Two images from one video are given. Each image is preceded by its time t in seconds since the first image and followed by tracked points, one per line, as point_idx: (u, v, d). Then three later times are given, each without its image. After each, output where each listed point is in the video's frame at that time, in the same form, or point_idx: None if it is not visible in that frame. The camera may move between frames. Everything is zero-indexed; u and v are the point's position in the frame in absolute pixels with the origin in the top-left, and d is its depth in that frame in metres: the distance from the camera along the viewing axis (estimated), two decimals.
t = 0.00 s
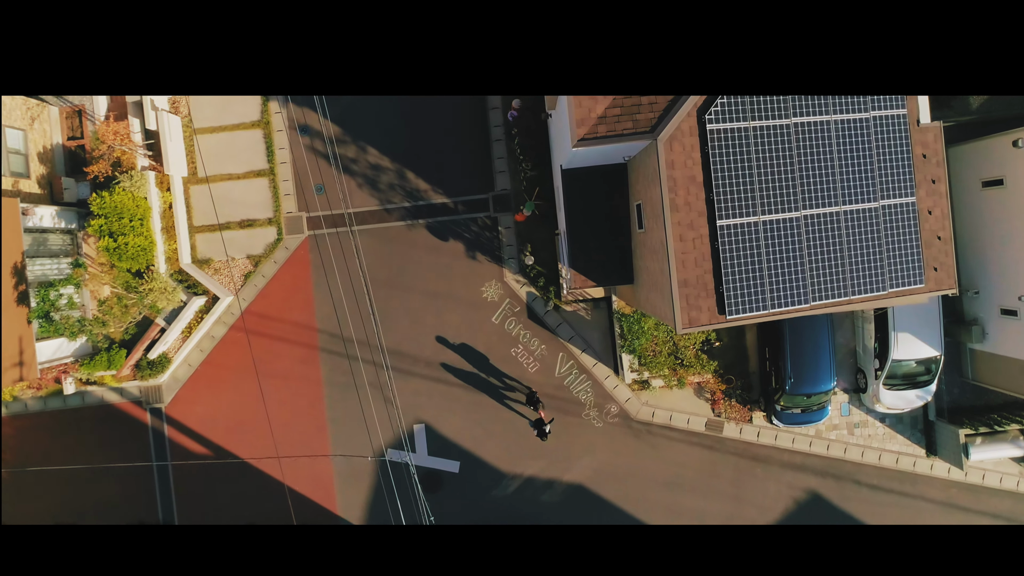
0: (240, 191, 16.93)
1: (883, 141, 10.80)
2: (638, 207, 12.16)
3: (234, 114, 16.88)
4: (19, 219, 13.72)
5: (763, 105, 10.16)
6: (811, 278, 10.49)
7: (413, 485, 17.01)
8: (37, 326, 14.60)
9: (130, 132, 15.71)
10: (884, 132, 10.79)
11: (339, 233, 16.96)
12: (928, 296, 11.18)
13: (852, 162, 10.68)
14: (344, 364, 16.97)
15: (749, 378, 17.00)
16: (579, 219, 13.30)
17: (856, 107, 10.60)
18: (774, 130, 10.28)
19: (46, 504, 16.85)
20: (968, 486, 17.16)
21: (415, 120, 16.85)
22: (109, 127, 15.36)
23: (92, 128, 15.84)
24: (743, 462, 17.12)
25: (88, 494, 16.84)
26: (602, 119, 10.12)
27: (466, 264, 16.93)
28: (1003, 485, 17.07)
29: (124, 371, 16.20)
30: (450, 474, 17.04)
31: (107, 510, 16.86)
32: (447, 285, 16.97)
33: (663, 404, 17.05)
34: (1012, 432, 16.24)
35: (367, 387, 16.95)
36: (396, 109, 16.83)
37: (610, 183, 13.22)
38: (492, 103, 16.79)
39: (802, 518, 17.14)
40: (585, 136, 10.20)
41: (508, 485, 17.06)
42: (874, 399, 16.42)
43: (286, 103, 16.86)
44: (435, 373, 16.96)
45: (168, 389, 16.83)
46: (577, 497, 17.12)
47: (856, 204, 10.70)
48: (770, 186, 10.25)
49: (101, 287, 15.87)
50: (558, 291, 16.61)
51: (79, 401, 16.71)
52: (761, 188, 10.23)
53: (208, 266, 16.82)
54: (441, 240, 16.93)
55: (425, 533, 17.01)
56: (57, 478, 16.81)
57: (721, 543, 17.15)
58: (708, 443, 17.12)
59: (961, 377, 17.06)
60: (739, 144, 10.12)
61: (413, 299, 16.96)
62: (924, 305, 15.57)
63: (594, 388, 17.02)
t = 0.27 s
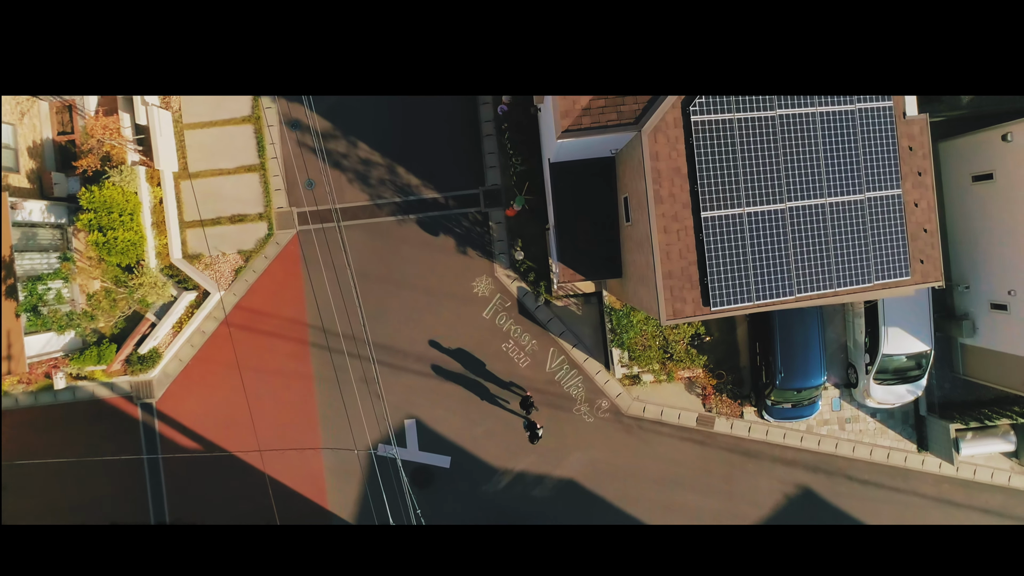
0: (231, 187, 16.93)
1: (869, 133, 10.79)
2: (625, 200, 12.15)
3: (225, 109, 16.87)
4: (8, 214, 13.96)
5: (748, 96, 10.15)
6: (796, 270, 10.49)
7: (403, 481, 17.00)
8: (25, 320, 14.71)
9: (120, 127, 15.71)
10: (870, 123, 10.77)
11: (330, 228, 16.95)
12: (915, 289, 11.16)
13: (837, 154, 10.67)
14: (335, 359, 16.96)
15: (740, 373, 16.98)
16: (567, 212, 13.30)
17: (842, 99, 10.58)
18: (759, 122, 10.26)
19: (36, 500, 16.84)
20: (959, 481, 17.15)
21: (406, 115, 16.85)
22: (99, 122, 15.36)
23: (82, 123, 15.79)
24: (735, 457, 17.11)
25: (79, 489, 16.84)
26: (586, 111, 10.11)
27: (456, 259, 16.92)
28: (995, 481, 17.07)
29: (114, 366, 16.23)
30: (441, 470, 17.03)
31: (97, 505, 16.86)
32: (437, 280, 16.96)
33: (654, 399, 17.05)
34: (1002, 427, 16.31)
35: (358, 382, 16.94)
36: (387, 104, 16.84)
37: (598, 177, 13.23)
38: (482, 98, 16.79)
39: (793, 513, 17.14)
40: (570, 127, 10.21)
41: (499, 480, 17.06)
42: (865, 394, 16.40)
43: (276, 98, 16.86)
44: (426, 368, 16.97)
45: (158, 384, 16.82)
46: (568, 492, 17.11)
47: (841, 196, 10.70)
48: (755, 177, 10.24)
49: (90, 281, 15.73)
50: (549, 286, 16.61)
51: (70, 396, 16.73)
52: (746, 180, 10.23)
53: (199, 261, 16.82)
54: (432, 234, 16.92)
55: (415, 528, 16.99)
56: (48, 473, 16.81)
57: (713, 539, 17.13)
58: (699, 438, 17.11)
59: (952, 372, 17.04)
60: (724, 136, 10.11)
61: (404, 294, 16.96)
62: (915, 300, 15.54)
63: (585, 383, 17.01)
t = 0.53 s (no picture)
0: (221, 181, 16.93)
1: (853, 124, 10.78)
2: (611, 193, 12.16)
3: (214, 104, 16.87)
4: None
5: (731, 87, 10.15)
6: (780, 261, 10.49)
7: (394, 476, 17.01)
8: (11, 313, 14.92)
9: (110, 121, 15.76)
10: (854, 115, 10.77)
11: (319, 223, 16.95)
12: (899, 280, 11.16)
13: (821, 145, 10.67)
14: (325, 354, 16.97)
15: (730, 368, 16.98)
16: (554, 205, 13.32)
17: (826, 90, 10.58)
18: (743, 113, 10.26)
19: (25, 494, 16.82)
20: (949, 475, 17.17)
21: (396, 110, 16.87)
22: (88, 116, 15.35)
23: (71, 117, 15.97)
24: (724, 452, 17.12)
25: (69, 484, 16.84)
26: (569, 102, 10.19)
27: (446, 254, 16.93)
28: (984, 475, 17.08)
29: (104, 360, 16.33)
30: (431, 464, 17.04)
31: (87, 500, 16.87)
32: (427, 275, 16.97)
33: (644, 394, 17.05)
34: (992, 421, 16.29)
35: (348, 377, 16.95)
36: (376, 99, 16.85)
37: (585, 170, 13.24)
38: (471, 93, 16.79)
39: (783, 507, 17.15)
40: (553, 118, 10.29)
41: (489, 475, 17.07)
42: (854, 388, 16.39)
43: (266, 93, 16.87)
44: (417, 363, 16.99)
45: (148, 379, 16.82)
46: (558, 487, 17.12)
47: (825, 187, 10.70)
48: (738, 168, 10.24)
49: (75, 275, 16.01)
50: (539, 281, 16.62)
51: (60, 391, 16.74)
52: (729, 171, 10.23)
53: (188, 256, 16.81)
54: (422, 229, 16.93)
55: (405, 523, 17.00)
56: (37, 468, 16.81)
57: (702, 533, 17.16)
58: (689, 433, 17.11)
59: (942, 367, 17.02)
60: (707, 127, 10.12)
61: (394, 288, 16.97)
62: (903, 294, 15.56)
63: (575, 377, 17.02)
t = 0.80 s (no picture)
0: (210, 176, 16.93)
1: (836, 116, 10.78)
2: (597, 186, 12.18)
3: (204, 98, 16.88)
4: None
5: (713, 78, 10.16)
6: (762, 253, 10.50)
7: (383, 471, 17.00)
8: None
9: (99, 116, 15.75)
10: (837, 106, 10.78)
11: (309, 217, 16.96)
12: (883, 272, 11.16)
13: (804, 136, 10.66)
14: (315, 349, 16.98)
15: (719, 362, 16.98)
16: (540, 198, 13.33)
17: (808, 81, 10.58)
18: (725, 104, 10.27)
19: (14, 489, 16.81)
20: (939, 470, 17.18)
21: (385, 105, 16.89)
22: (76, 110, 15.36)
23: (60, 112, 15.80)
24: (714, 447, 17.13)
25: (57, 479, 16.83)
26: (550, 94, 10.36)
27: (436, 249, 16.94)
28: (974, 469, 17.11)
29: (93, 355, 16.27)
30: (421, 459, 17.04)
31: (76, 494, 16.87)
32: (417, 270, 16.98)
33: (633, 388, 17.08)
34: (980, 415, 16.35)
35: (338, 371, 16.96)
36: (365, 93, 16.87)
37: (571, 164, 13.27)
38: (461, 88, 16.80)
39: (773, 502, 17.16)
40: (534, 109, 10.45)
41: (478, 470, 17.07)
42: (843, 382, 16.40)
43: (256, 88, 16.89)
44: (406, 358, 17.01)
45: (138, 373, 16.83)
46: (548, 482, 17.12)
47: (808, 179, 10.70)
48: (720, 159, 10.25)
49: (61, 267, 15.86)
50: (528, 275, 16.61)
51: (50, 385, 16.74)
52: (711, 162, 10.24)
53: (178, 251, 16.82)
54: (411, 224, 16.94)
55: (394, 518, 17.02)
56: (26, 463, 16.78)
57: (692, 528, 17.15)
58: (679, 427, 17.13)
59: (931, 361, 17.05)
60: (689, 118, 10.12)
61: (383, 283, 16.98)
62: (891, 288, 15.54)
63: (564, 372, 17.03)
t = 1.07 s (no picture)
0: (199, 171, 16.95)
1: (818, 107, 10.80)
2: (581, 178, 12.20)
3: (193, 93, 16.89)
4: None
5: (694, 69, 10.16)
6: (743, 244, 10.52)
7: (372, 465, 17.01)
8: None
9: (88, 111, 15.84)
10: (819, 98, 10.80)
11: (298, 212, 16.97)
12: (865, 264, 11.18)
13: (786, 128, 10.67)
14: (304, 343, 16.99)
15: (708, 357, 16.99)
16: (526, 192, 13.34)
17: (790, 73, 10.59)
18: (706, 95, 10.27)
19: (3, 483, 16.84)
20: (927, 465, 17.21)
21: (374, 99, 16.90)
22: (62, 104, 15.58)
23: (48, 106, 15.76)
24: (703, 441, 17.14)
25: (46, 473, 16.84)
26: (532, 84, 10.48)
27: (425, 243, 16.95)
28: (962, 464, 17.18)
29: (82, 350, 16.23)
30: (409, 454, 17.06)
31: (66, 488, 16.90)
32: (406, 264, 17.00)
33: (622, 383, 17.09)
34: (969, 409, 16.38)
35: (327, 366, 16.97)
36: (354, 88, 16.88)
37: (557, 157, 13.30)
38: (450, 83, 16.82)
39: (761, 497, 17.19)
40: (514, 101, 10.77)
41: (467, 464, 17.09)
42: (832, 376, 16.40)
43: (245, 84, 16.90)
44: (395, 352, 17.02)
45: (127, 368, 16.84)
46: (536, 476, 17.14)
47: (790, 170, 10.72)
48: (701, 150, 10.25)
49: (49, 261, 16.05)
50: (516, 270, 16.62)
51: (38, 380, 16.77)
52: (693, 153, 10.25)
53: (166, 246, 16.82)
54: (400, 219, 16.94)
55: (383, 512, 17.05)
56: (15, 457, 16.79)
57: (681, 522, 17.16)
58: (668, 422, 17.14)
59: (920, 356, 17.03)
60: (670, 109, 10.13)
61: (372, 278, 16.99)
62: (878, 282, 15.58)
63: (553, 367, 17.04)
